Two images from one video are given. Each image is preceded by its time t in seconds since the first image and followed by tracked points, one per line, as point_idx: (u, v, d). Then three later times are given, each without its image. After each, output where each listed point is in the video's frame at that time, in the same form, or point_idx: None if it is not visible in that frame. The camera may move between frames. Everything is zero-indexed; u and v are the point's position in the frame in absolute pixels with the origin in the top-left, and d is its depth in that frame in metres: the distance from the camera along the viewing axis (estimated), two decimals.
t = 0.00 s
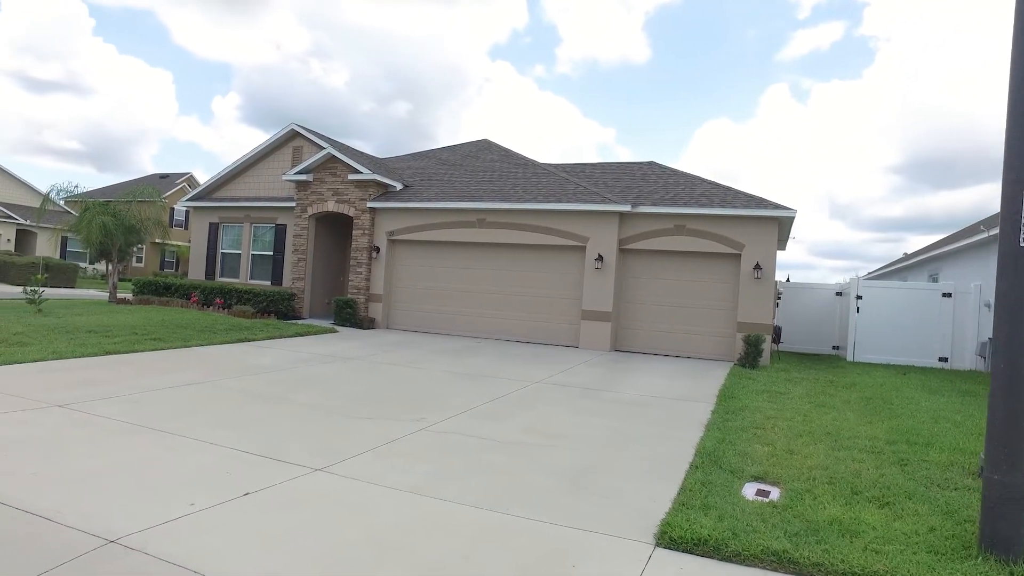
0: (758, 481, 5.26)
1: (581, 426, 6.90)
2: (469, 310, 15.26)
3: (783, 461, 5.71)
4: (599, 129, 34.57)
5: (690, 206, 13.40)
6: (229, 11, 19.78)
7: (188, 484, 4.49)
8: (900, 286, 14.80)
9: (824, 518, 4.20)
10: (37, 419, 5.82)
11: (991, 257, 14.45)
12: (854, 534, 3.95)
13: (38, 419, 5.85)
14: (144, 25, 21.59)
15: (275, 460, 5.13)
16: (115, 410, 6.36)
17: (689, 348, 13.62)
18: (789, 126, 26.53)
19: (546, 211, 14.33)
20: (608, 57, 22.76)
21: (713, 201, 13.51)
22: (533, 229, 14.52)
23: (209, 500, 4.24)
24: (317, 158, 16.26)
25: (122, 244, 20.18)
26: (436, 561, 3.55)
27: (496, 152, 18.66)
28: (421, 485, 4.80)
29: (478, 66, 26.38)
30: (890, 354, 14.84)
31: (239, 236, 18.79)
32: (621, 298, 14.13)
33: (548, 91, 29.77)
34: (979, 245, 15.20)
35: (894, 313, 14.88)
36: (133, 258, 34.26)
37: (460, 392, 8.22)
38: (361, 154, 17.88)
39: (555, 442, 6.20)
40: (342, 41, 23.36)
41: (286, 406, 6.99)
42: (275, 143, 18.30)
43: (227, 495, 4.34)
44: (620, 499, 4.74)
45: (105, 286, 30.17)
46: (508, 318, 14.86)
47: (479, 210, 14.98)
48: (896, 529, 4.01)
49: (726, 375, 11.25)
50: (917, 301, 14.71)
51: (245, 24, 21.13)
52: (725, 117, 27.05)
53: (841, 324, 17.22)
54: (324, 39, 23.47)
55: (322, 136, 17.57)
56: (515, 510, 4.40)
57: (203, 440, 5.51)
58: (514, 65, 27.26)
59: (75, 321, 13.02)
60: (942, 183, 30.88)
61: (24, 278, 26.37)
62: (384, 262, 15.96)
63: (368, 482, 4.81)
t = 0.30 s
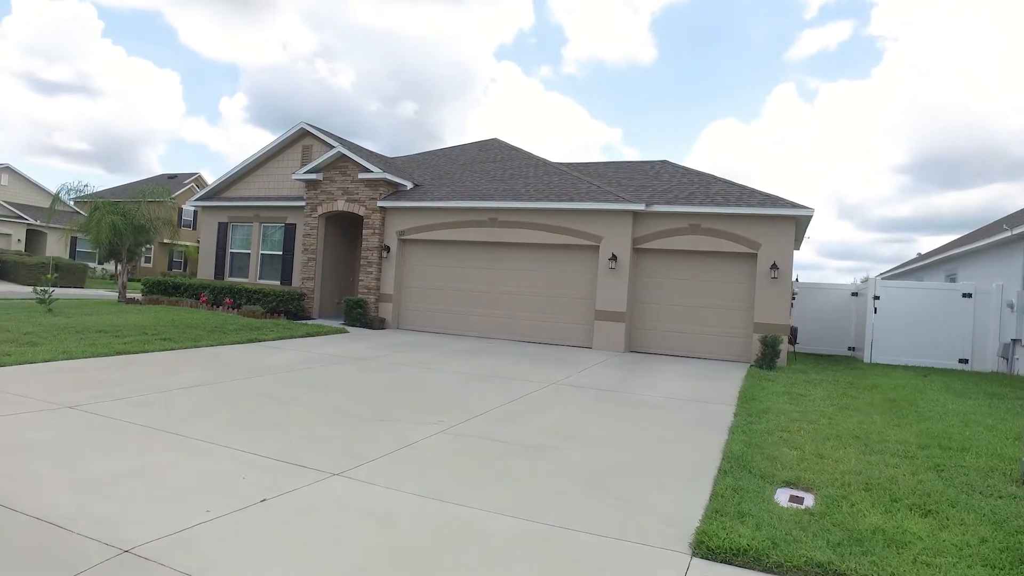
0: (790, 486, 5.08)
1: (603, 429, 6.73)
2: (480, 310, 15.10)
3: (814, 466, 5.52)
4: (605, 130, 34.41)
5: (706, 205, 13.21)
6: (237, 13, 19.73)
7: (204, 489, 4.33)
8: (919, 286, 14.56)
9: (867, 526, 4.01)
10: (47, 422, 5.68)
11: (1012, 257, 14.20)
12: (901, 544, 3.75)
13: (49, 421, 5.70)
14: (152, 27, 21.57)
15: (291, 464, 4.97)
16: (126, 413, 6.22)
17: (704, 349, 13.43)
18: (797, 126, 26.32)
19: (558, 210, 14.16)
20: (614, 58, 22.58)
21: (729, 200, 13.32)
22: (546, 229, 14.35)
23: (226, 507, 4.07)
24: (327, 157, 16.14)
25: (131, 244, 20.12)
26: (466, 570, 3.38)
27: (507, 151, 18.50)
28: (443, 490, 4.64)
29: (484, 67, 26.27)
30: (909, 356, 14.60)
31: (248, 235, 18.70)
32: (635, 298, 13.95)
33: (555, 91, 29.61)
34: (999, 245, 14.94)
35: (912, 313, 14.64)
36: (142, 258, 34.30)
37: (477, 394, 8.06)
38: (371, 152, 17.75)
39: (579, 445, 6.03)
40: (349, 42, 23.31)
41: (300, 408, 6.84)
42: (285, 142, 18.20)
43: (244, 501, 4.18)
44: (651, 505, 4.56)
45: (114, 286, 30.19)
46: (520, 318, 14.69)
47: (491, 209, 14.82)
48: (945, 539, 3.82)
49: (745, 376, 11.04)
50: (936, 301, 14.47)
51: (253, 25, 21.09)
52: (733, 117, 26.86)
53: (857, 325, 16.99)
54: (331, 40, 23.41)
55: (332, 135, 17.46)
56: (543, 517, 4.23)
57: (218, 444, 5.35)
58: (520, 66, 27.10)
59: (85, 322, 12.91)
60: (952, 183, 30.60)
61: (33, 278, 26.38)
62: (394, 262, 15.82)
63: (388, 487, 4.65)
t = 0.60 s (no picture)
0: (833, 495, 4.82)
1: (629, 433, 6.49)
2: (495, 310, 14.89)
3: (855, 474, 5.26)
4: (615, 130, 34.16)
5: (726, 203, 12.94)
6: (244, 14, 19.64)
7: (220, 499, 4.11)
8: (944, 286, 14.23)
9: (924, 541, 3.76)
10: (57, 425, 5.48)
11: None
12: (964, 562, 3.50)
13: (58, 425, 5.50)
14: (161, 28, 21.53)
15: (310, 471, 4.74)
16: (138, 416, 6.01)
17: (724, 349, 13.17)
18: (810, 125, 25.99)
19: (574, 209, 13.92)
20: (625, 58, 22.35)
21: (749, 198, 13.04)
22: (562, 227, 14.12)
23: (244, 519, 3.82)
24: (339, 155, 15.98)
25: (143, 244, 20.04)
26: None
27: (521, 148, 18.28)
28: (470, 501, 4.41)
29: (492, 67, 26.11)
30: (934, 357, 14.27)
31: (260, 235, 18.56)
32: (652, 297, 13.69)
33: (563, 91, 29.38)
34: None
35: (937, 314, 14.32)
36: (154, 258, 34.36)
37: (497, 396, 7.84)
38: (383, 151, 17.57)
39: (607, 451, 5.79)
40: (357, 43, 23.21)
41: (316, 411, 6.64)
42: (296, 140, 18.06)
43: (263, 513, 3.93)
44: (690, 516, 4.31)
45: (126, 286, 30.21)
46: (535, 319, 14.47)
47: (506, 208, 14.60)
48: (1012, 558, 3.56)
49: (768, 378, 10.77)
50: (962, 302, 14.14)
51: (261, 26, 21.01)
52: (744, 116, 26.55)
53: (878, 325, 16.66)
54: (339, 41, 23.31)
55: (344, 134, 17.30)
56: (577, 529, 3.99)
57: (233, 449, 5.13)
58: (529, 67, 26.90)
59: (96, 321, 12.78)
60: (966, 182, 30.14)
61: (47, 278, 26.38)
62: (408, 261, 15.63)
63: (412, 497, 4.43)
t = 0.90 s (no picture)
0: (886, 504, 4.55)
1: (662, 436, 6.25)
2: (510, 309, 14.66)
3: (906, 480, 4.99)
4: (625, 129, 33.83)
5: (747, 200, 12.65)
6: (251, 15, 19.53)
7: (243, 506, 3.89)
8: (971, 284, 13.91)
9: (998, 557, 3.48)
10: (70, 428, 5.28)
11: None
12: None
13: (72, 428, 5.29)
14: (169, 29, 21.45)
15: (334, 477, 4.51)
16: (153, 418, 5.80)
17: (746, 349, 12.88)
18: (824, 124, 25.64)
19: (592, 206, 13.67)
20: (635, 57, 22.08)
21: (772, 194, 12.75)
22: (579, 225, 13.87)
23: (269, 530, 3.58)
24: (353, 152, 15.79)
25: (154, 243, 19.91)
26: None
27: (536, 145, 18.04)
28: (506, 509, 4.17)
29: (499, 67, 25.92)
30: (961, 358, 13.94)
31: (271, 233, 18.39)
32: (672, 296, 13.43)
33: (570, 91, 29.15)
34: None
35: (963, 314, 14.00)
36: (164, 257, 34.35)
37: (520, 397, 7.61)
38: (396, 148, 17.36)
39: (641, 455, 5.53)
40: (362, 43, 23.07)
41: (337, 412, 6.42)
42: (308, 138, 17.89)
43: (289, 522, 3.69)
44: (738, 525, 4.05)
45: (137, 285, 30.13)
46: (552, 318, 14.21)
47: (522, 205, 14.36)
48: None
49: (795, 379, 10.48)
50: (989, 301, 13.82)
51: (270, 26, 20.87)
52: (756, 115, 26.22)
53: (900, 325, 16.32)
54: (345, 41, 23.18)
55: (357, 131, 17.12)
56: (622, 540, 3.74)
57: (254, 453, 4.91)
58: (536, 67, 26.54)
59: (108, 320, 12.62)
60: (980, 180, 29.71)
61: (59, 277, 26.26)
62: (422, 259, 15.42)
63: (444, 505, 4.18)
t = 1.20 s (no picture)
0: (939, 518, 4.28)
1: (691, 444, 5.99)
2: (521, 310, 14.40)
3: (956, 492, 4.71)
4: (628, 129, 33.58)
5: (764, 199, 12.39)
6: (252, 15, 19.30)
7: (261, 523, 3.64)
8: (991, 285, 13.64)
9: None
10: (76, 437, 5.04)
11: None
12: None
13: (77, 436, 5.05)
14: (169, 29, 21.23)
15: (354, 490, 4.26)
16: (162, 426, 5.56)
17: (763, 351, 12.62)
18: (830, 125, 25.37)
19: (604, 205, 13.42)
20: (634, 58, 21.69)
21: (789, 193, 12.48)
22: (591, 224, 13.62)
23: (291, 550, 3.33)
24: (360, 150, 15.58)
25: (159, 242, 19.69)
26: None
27: (545, 144, 17.78)
28: (539, 525, 3.91)
29: (501, 67, 25.69)
30: (981, 360, 13.67)
31: (277, 232, 18.15)
32: (686, 297, 13.17)
33: (573, 91, 28.86)
34: None
35: (983, 315, 13.73)
36: (167, 257, 34.16)
37: (539, 401, 7.35)
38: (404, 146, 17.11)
39: (674, 465, 5.28)
40: (363, 43, 22.83)
41: (353, 419, 6.18)
42: (314, 136, 17.66)
43: (312, 542, 3.45)
44: (789, 543, 3.80)
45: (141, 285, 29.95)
46: (564, 319, 13.96)
47: (532, 204, 14.11)
48: None
49: (816, 382, 10.21)
50: (1010, 302, 13.55)
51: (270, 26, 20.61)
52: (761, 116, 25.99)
53: (916, 325, 16.05)
54: (347, 41, 22.95)
55: (364, 129, 16.89)
56: (669, 560, 3.48)
57: (269, 464, 4.67)
58: (537, 66, 26.28)
59: (113, 322, 12.40)
60: (985, 179, 29.40)
61: (63, 277, 26.10)
62: (430, 259, 15.17)
63: (474, 521, 3.93)
